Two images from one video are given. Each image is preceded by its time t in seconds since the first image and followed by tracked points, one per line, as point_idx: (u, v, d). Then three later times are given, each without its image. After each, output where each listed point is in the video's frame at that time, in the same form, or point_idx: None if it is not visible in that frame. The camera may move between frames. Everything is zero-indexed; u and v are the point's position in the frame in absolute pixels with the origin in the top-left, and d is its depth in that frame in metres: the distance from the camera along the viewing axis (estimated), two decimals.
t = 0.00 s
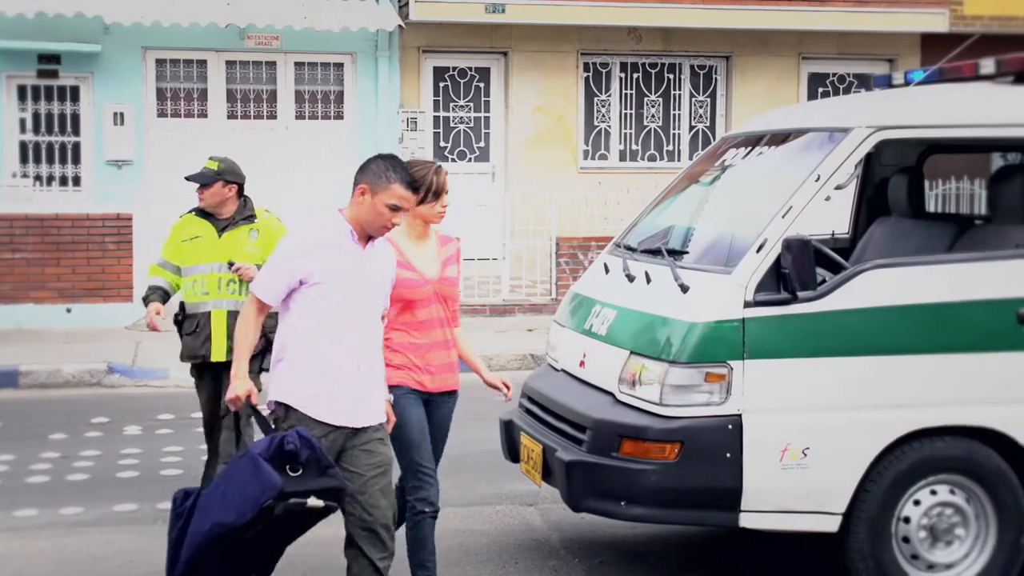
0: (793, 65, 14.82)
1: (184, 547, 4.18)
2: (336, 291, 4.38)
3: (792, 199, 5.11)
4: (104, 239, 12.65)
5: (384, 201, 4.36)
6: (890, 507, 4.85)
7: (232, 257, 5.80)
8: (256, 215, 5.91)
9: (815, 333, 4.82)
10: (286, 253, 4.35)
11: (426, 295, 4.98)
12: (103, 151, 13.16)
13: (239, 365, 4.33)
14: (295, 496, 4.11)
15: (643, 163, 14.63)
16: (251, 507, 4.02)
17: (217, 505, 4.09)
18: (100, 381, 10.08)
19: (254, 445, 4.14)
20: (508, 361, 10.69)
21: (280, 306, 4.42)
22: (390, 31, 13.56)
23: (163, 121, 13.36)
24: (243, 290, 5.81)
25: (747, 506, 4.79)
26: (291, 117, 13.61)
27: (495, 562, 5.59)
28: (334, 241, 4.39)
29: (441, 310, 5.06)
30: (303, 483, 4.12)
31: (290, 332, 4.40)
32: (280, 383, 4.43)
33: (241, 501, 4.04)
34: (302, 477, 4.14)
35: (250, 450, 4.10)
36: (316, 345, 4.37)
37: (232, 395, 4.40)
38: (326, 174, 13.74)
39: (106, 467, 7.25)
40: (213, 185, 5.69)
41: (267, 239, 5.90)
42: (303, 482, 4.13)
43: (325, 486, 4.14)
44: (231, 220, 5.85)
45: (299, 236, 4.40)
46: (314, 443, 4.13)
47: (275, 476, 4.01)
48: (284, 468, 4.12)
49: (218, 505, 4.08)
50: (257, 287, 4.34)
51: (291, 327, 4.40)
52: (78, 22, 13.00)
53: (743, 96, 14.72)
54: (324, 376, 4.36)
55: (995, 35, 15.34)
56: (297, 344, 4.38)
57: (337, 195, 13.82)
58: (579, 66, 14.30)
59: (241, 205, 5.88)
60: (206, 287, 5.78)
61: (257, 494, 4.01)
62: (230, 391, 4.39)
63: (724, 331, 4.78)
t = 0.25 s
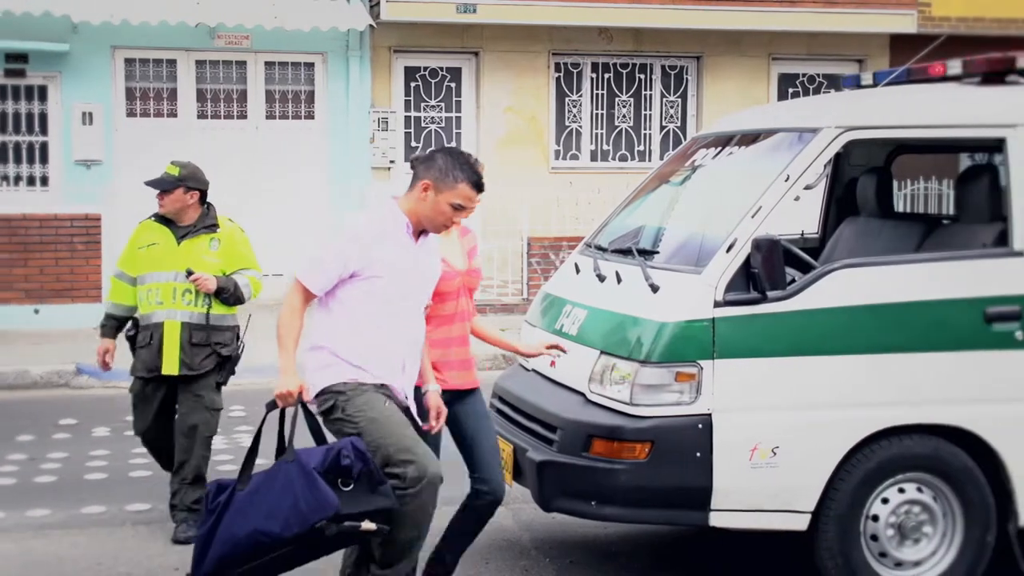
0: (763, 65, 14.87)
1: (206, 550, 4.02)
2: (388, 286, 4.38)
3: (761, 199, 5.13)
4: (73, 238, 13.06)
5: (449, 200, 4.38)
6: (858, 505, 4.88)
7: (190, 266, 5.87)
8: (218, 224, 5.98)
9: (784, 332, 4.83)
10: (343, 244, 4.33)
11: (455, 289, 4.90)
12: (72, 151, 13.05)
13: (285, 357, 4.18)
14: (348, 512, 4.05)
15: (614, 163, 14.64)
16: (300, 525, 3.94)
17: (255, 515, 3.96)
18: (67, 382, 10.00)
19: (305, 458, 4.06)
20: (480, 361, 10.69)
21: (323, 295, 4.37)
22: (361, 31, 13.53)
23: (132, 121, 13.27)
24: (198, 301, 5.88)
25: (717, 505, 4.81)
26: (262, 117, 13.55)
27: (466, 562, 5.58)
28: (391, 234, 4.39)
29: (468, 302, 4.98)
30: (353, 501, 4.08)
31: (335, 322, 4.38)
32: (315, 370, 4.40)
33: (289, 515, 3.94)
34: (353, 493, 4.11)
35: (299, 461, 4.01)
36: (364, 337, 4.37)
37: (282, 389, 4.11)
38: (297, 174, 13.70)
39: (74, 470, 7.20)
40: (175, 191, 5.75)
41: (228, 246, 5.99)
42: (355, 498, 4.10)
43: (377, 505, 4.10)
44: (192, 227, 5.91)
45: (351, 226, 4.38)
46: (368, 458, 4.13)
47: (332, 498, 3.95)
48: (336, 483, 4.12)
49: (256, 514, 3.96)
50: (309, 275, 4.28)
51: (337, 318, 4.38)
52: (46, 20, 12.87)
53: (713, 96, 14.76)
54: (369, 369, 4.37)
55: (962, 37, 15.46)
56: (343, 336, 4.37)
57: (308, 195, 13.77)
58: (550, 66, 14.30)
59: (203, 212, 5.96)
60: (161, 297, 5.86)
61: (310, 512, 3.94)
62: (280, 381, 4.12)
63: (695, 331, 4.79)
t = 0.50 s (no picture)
0: (721, 66, 14.95)
1: (237, 554, 3.87)
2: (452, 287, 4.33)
3: (717, 199, 5.15)
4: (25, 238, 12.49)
5: (522, 205, 4.40)
6: (812, 503, 4.91)
7: (126, 266, 5.64)
8: (155, 219, 5.75)
9: (740, 332, 4.85)
10: (410, 240, 4.25)
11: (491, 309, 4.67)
12: (25, 151, 12.92)
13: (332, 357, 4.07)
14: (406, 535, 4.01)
15: (573, 163, 14.67)
16: (356, 545, 3.89)
17: (304, 530, 3.86)
18: (20, 385, 9.89)
19: (355, 472, 3.95)
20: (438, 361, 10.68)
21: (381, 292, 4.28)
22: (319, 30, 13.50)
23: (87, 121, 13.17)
24: (137, 302, 5.64)
25: (673, 504, 4.82)
26: (219, 116, 13.50)
27: (424, 563, 5.57)
28: (458, 233, 4.35)
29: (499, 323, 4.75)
30: (403, 520, 4.03)
31: (391, 320, 4.30)
32: (365, 367, 4.32)
33: (342, 535, 3.87)
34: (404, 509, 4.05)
35: (353, 477, 3.92)
36: (423, 336, 4.30)
37: (321, 394, 4.02)
38: (254, 174, 13.64)
39: (27, 472, 7.13)
40: (108, 185, 5.56)
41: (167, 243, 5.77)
42: (407, 516, 4.04)
43: (429, 522, 4.06)
44: (127, 224, 5.68)
45: (418, 223, 4.31)
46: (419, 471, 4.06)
47: (392, 522, 3.92)
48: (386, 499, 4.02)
49: (305, 528, 3.86)
50: (373, 269, 4.19)
51: (395, 315, 4.30)
52: None
53: (671, 96, 14.83)
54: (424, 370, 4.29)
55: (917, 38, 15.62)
56: (398, 333, 4.29)
57: (265, 195, 13.71)
58: (509, 66, 14.31)
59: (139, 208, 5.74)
60: (97, 298, 5.62)
61: (367, 535, 3.89)
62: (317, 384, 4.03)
63: (651, 330, 4.80)
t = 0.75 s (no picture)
0: (664, 66, 15.03)
1: (300, 532, 3.71)
2: (502, 246, 4.16)
3: (660, 199, 5.17)
4: None
5: (575, 154, 4.29)
6: (755, 501, 4.95)
7: (42, 277, 5.43)
8: (70, 229, 5.55)
9: (683, 331, 4.87)
10: (461, 198, 4.06)
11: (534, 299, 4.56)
12: None
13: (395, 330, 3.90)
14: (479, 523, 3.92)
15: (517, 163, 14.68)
16: (431, 528, 3.79)
17: (378, 510, 3.75)
18: None
19: (432, 453, 3.85)
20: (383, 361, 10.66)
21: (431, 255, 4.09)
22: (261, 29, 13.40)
23: (25, 120, 13.00)
24: (54, 315, 5.46)
25: (617, 503, 4.84)
26: (160, 116, 13.38)
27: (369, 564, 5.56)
28: (506, 188, 4.18)
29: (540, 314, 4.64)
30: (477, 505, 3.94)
31: (442, 285, 4.12)
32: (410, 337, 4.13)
33: (416, 517, 3.77)
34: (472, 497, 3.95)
35: (430, 458, 3.83)
36: (471, 300, 4.14)
37: (392, 373, 3.89)
38: (196, 174, 13.52)
39: None
40: (17, 194, 5.33)
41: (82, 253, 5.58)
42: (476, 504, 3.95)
43: (499, 512, 3.98)
44: (40, 235, 5.46)
45: (462, 178, 4.10)
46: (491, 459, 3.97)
47: (471, 506, 3.84)
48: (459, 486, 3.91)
49: (377, 509, 3.75)
50: (426, 229, 4.00)
51: (445, 280, 4.12)
52: None
53: (615, 97, 14.88)
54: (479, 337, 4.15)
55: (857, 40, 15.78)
56: (451, 298, 4.12)
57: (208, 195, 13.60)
58: (454, 66, 14.29)
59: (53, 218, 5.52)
60: (10, 313, 5.39)
61: (445, 518, 3.80)
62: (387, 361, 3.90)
63: (594, 330, 4.80)
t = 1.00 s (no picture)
0: (600, 67, 15.08)
1: (396, 529, 3.75)
2: (534, 221, 4.02)
3: (595, 198, 5.17)
4: None
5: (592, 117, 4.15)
6: (689, 499, 4.98)
7: None
8: None
9: (618, 331, 4.88)
10: (493, 173, 3.89)
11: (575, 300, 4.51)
12: None
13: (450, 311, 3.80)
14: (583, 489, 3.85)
15: (454, 163, 14.65)
16: (533, 499, 3.74)
17: (471, 493, 3.72)
18: None
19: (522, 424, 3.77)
20: (318, 363, 10.60)
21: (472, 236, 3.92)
22: (194, 28, 13.29)
23: None
24: None
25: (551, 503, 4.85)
26: (91, 115, 13.23)
27: (303, 567, 5.52)
28: (536, 161, 4.02)
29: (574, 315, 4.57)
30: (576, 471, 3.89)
31: (484, 266, 3.96)
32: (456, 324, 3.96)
33: (514, 491, 3.73)
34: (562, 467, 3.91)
35: (513, 429, 3.75)
36: (509, 281, 3.98)
37: (454, 356, 3.79)
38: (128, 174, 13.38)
39: None
40: None
41: None
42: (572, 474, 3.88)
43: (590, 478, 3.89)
44: None
45: (488, 153, 3.95)
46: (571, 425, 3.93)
47: (570, 467, 3.76)
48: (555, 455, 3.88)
49: (467, 493, 3.72)
50: (465, 205, 3.86)
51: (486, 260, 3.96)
52: None
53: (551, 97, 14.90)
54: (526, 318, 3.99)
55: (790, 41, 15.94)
56: (495, 280, 3.97)
57: (140, 196, 13.44)
58: (390, 66, 14.26)
59: None
60: None
61: (545, 486, 3.74)
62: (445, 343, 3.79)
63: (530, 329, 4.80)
